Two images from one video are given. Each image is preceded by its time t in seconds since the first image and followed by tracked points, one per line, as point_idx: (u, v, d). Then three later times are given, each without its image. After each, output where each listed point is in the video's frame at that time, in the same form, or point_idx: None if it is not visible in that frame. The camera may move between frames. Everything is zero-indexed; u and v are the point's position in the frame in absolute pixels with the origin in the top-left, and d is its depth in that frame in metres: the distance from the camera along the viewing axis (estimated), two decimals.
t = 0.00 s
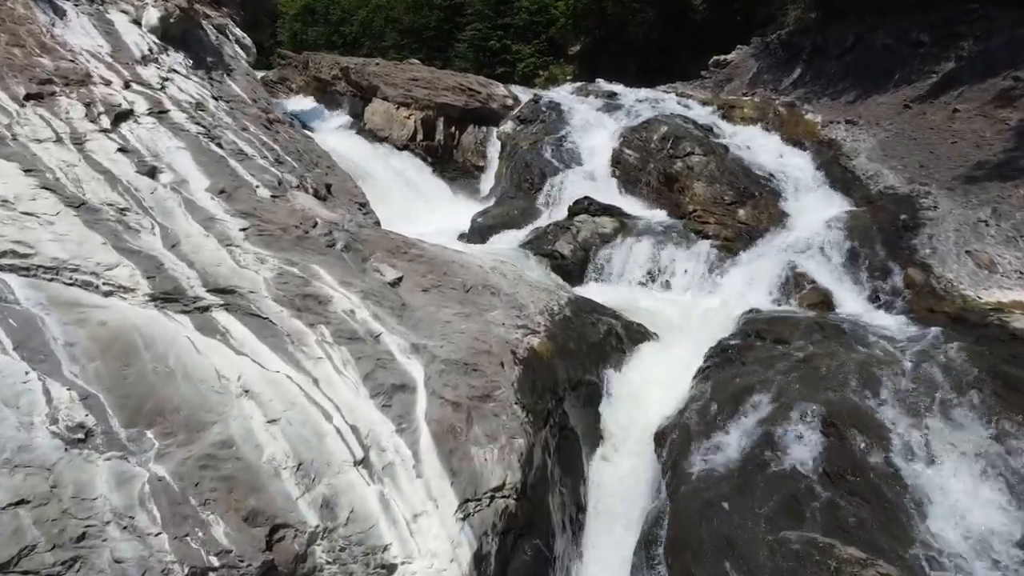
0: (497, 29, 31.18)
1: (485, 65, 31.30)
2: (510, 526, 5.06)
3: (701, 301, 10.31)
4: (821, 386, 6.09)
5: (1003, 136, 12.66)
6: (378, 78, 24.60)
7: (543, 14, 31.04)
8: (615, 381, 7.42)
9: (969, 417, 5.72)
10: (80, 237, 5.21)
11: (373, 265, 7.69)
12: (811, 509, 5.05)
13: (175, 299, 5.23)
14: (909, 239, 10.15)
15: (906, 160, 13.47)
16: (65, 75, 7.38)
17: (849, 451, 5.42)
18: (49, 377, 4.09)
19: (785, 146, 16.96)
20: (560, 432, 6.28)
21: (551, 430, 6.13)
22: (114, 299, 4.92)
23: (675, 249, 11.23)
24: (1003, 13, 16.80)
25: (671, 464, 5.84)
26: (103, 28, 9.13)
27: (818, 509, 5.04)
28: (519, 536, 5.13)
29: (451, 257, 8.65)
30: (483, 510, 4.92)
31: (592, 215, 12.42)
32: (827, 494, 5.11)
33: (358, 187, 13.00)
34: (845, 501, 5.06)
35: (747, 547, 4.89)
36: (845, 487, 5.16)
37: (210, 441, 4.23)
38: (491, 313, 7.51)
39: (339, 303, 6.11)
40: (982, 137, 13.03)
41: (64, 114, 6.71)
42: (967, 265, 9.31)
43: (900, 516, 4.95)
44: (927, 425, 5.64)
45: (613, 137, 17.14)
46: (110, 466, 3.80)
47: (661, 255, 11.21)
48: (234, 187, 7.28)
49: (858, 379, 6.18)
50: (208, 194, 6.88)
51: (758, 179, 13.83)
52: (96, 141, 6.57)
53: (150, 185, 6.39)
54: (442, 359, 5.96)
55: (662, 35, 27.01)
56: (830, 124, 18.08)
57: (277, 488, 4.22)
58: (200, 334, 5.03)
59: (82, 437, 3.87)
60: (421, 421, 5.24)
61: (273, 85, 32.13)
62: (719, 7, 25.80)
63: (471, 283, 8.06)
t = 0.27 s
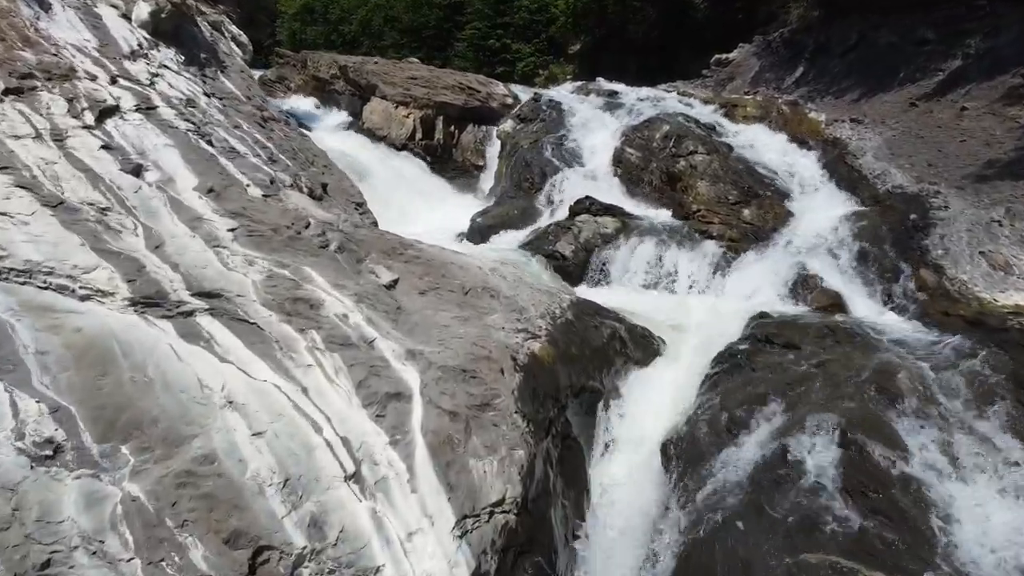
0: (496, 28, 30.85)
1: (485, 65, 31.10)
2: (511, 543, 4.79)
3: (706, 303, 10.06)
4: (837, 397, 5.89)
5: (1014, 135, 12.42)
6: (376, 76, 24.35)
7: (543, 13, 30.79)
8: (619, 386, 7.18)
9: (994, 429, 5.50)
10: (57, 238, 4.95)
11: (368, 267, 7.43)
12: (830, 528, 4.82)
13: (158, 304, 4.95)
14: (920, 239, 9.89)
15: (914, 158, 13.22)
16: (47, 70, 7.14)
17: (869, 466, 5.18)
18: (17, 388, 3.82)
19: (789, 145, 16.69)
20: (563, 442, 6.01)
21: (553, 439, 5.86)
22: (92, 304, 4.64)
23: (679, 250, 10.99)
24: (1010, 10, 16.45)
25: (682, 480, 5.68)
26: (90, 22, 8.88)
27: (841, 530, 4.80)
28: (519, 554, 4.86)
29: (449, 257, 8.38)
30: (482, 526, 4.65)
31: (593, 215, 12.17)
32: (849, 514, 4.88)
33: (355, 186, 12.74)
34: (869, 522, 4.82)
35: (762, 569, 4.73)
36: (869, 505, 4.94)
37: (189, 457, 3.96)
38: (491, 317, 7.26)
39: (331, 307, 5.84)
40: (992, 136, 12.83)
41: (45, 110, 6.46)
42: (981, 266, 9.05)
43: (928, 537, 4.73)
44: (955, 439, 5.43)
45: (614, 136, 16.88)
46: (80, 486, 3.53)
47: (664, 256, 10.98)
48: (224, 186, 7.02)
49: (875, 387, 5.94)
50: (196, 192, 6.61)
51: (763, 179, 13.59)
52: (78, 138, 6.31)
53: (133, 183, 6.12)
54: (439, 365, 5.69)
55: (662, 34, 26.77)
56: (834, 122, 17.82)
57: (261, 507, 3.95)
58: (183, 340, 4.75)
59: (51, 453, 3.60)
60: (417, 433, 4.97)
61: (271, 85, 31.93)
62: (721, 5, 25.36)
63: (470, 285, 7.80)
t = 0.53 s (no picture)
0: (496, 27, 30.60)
1: (485, 64, 30.83)
2: (510, 562, 4.51)
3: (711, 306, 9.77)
4: (856, 409, 5.65)
5: None
6: (375, 74, 24.06)
7: (544, 11, 30.33)
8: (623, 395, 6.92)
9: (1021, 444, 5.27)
10: (29, 239, 4.67)
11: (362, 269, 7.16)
12: (852, 550, 4.57)
13: (136, 308, 4.67)
14: (932, 240, 9.63)
15: (923, 157, 12.95)
16: (27, 64, 6.86)
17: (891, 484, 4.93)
18: None
19: (793, 143, 16.41)
20: (565, 452, 5.73)
21: (555, 450, 5.57)
22: (65, 309, 4.35)
23: (683, 251, 10.70)
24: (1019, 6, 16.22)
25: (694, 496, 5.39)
26: (76, 16, 8.61)
27: (865, 552, 4.55)
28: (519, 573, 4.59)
29: (446, 258, 8.10)
30: (480, 545, 4.38)
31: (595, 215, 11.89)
32: (875, 537, 4.63)
33: (351, 185, 12.46)
34: (895, 545, 4.57)
35: None
36: (895, 525, 4.69)
37: (164, 475, 3.69)
38: (490, 321, 6.99)
39: (322, 311, 5.56)
40: (1003, 133, 12.56)
41: (23, 105, 6.20)
42: (997, 268, 8.79)
43: (958, 562, 4.49)
44: (983, 456, 5.23)
45: (615, 135, 16.59)
46: (43, 509, 3.27)
47: (668, 257, 10.68)
48: (211, 185, 6.75)
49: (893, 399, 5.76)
50: (181, 190, 6.33)
51: (768, 178, 13.32)
52: (57, 135, 6.05)
53: (114, 181, 5.85)
54: (435, 373, 5.40)
55: (663, 33, 26.50)
56: (839, 121, 17.54)
57: (242, 530, 3.69)
58: (163, 347, 4.47)
59: (12, 474, 3.34)
60: (411, 445, 4.70)
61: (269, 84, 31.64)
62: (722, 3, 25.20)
63: (468, 287, 7.53)
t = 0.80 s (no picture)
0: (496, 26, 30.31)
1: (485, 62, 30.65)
2: None
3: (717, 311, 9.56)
4: (875, 423, 5.39)
5: None
6: (373, 73, 23.77)
7: (544, 10, 30.00)
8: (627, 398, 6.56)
9: None
10: None
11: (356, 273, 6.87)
12: None
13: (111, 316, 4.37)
14: (946, 241, 9.35)
15: (932, 156, 12.66)
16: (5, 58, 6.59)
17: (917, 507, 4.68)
18: None
19: (798, 142, 16.14)
20: (568, 466, 5.45)
21: (557, 463, 5.28)
22: (33, 317, 4.04)
23: (688, 252, 10.41)
24: None
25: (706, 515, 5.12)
26: (60, 10, 8.34)
27: None
28: None
29: (444, 260, 7.81)
30: (478, 569, 4.06)
31: (597, 215, 11.62)
32: (903, 562, 4.35)
33: (347, 185, 12.18)
34: (923, 570, 4.30)
35: None
36: (924, 550, 4.41)
37: (133, 499, 3.41)
38: (489, 325, 6.71)
39: (311, 317, 5.26)
40: (1015, 131, 12.28)
41: None
42: (1014, 271, 8.54)
43: None
44: (1017, 472, 4.93)
45: (617, 134, 16.31)
46: None
47: (671, 258, 10.41)
48: (198, 184, 6.47)
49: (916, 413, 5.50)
50: (165, 189, 6.05)
51: (773, 178, 13.05)
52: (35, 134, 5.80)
53: (93, 180, 5.58)
54: (430, 383, 5.11)
55: (664, 32, 26.22)
56: (844, 120, 17.25)
57: (218, 558, 3.39)
58: (139, 357, 4.17)
59: None
60: (405, 461, 4.41)
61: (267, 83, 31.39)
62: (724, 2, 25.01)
63: (466, 290, 7.25)
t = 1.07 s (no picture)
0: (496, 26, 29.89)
1: (485, 62, 30.33)
2: None
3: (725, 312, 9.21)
4: (898, 435, 5.07)
5: None
6: (371, 71, 23.50)
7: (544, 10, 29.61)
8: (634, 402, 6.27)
9: None
10: None
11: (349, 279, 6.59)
12: None
13: (83, 325, 4.08)
14: (960, 242, 9.06)
15: (942, 155, 12.39)
16: None
17: (949, 524, 4.36)
18: None
19: (802, 142, 15.90)
20: (570, 480, 5.21)
21: (560, 479, 5.02)
22: None
23: (693, 253, 10.16)
24: None
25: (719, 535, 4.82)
26: (43, 4, 8.07)
27: None
28: None
29: (442, 262, 7.53)
30: None
31: (599, 215, 11.36)
32: None
33: (343, 185, 11.89)
34: None
35: None
36: None
37: (98, 528, 3.11)
38: (488, 331, 6.44)
39: (299, 325, 4.97)
40: None
41: None
42: None
43: None
44: None
45: (618, 133, 16.04)
46: None
47: (676, 259, 10.15)
48: (183, 184, 6.18)
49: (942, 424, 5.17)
50: (147, 189, 5.77)
51: (779, 177, 12.79)
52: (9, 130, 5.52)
53: (70, 179, 5.30)
54: (426, 394, 4.82)
55: (665, 31, 25.92)
56: (849, 118, 16.98)
57: None
58: (111, 370, 3.87)
59: None
60: (397, 480, 4.13)
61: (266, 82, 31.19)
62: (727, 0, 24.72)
63: (464, 294, 6.98)
